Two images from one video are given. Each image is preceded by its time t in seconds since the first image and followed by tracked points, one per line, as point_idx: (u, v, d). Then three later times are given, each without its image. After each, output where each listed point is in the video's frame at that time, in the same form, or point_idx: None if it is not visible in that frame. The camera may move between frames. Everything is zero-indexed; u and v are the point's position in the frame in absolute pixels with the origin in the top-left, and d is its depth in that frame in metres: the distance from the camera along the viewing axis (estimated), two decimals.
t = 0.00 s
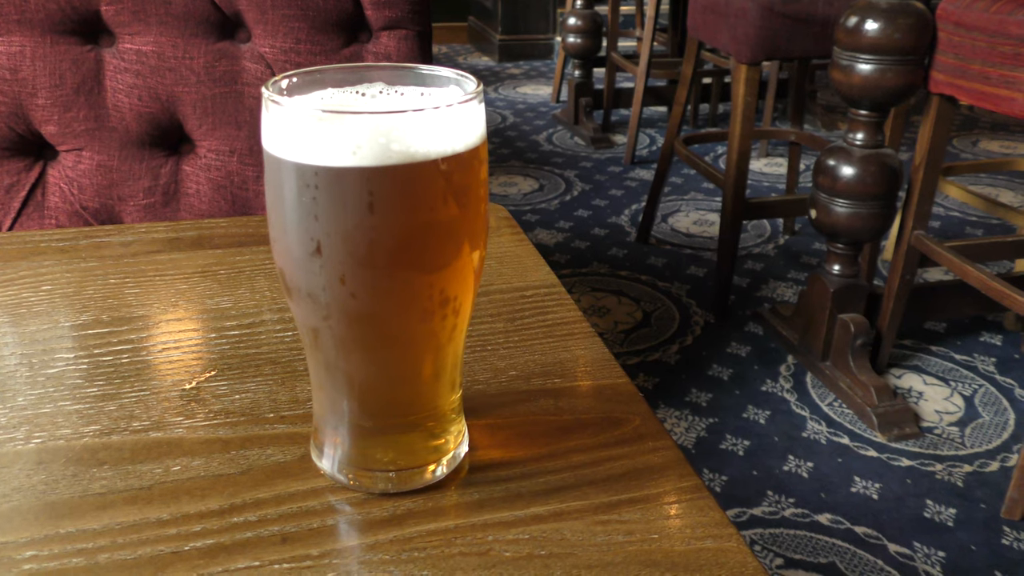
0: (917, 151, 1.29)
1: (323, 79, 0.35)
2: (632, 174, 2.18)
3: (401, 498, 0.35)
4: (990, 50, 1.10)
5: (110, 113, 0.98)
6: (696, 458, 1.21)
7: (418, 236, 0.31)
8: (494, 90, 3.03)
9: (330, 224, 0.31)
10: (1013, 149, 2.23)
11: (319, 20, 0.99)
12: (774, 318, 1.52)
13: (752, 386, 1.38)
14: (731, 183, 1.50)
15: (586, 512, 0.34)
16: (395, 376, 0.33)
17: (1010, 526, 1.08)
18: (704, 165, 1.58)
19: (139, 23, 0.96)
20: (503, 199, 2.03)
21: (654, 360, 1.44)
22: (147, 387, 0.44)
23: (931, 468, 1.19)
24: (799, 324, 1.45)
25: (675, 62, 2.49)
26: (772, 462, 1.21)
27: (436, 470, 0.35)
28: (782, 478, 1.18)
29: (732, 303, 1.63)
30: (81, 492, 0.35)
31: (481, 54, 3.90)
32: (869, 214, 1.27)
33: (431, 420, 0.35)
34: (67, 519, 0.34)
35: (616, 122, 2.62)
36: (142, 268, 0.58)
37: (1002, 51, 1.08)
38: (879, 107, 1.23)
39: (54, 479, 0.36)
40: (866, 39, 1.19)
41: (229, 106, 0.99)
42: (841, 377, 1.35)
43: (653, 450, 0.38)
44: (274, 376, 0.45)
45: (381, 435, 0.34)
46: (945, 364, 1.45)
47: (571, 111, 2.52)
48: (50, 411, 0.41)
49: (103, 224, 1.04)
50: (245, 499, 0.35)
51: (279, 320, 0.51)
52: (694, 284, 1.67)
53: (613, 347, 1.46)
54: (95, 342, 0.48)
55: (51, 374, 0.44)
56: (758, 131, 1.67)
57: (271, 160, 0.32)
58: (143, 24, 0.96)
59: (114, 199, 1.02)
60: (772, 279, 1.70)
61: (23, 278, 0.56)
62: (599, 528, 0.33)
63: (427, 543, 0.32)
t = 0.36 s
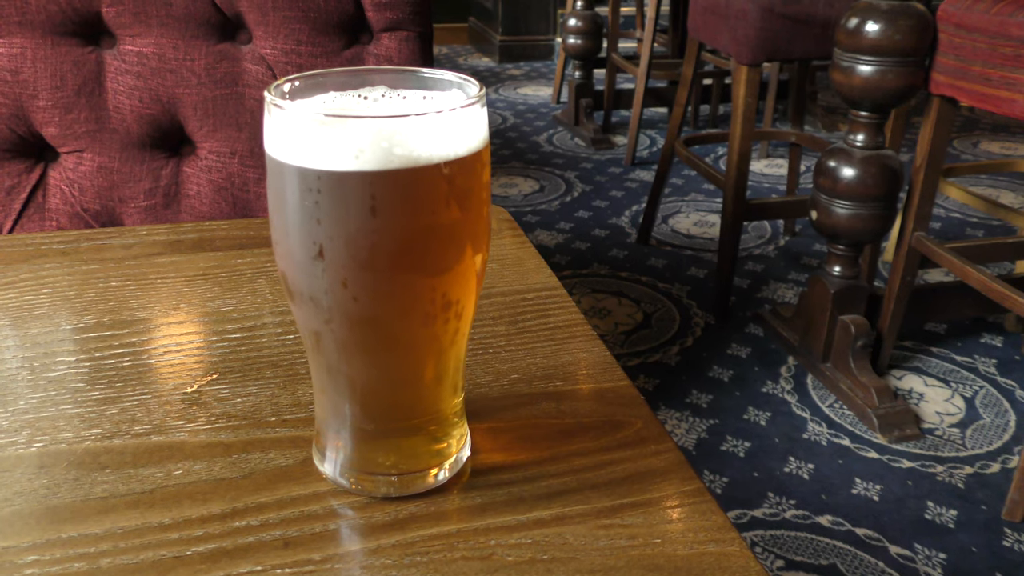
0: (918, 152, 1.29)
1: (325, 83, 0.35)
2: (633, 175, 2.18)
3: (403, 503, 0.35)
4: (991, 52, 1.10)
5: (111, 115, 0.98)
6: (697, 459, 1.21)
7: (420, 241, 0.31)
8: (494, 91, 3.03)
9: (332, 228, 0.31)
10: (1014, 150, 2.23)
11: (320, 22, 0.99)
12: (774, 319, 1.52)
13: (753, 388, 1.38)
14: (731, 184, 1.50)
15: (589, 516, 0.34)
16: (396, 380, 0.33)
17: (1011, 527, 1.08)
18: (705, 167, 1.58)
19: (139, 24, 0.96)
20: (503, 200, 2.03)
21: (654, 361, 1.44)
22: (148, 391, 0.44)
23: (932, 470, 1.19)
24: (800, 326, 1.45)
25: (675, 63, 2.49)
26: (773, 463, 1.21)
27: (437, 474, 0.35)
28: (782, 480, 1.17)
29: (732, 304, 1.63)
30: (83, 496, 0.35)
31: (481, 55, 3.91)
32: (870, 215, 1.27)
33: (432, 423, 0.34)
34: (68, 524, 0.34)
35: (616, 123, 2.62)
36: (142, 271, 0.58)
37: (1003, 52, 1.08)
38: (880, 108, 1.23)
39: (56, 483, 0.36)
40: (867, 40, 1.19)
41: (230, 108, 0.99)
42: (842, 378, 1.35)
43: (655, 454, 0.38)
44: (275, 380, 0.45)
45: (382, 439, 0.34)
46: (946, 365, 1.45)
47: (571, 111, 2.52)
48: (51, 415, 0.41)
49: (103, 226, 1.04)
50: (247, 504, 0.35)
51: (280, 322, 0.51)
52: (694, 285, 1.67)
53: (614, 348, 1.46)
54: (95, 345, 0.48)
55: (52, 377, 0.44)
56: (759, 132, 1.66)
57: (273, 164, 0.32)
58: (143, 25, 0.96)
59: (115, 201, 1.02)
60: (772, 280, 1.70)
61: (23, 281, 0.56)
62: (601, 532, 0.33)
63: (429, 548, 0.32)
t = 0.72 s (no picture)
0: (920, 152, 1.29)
1: (327, 82, 0.35)
2: (634, 174, 2.18)
3: (405, 503, 0.35)
4: (994, 51, 1.10)
5: (112, 114, 0.98)
6: (698, 459, 1.21)
7: (423, 241, 0.31)
8: (495, 90, 3.03)
9: (335, 227, 0.30)
10: (1016, 150, 2.23)
11: (321, 20, 0.98)
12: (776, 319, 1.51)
13: (755, 387, 1.38)
14: (733, 184, 1.49)
15: (592, 517, 0.34)
16: (399, 380, 0.33)
17: (1013, 528, 1.08)
18: (707, 166, 1.58)
19: (141, 24, 0.96)
20: (504, 199, 2.02)
21: (656, 360, 1.44)
22: (150, 390, 0.43)
23: (934, 470, 1.19)
24: (802, 325, 1.45)
25: (677, 62, 2.49)
26: (775, 463, 1.20)
27: (440, 474, 0.35)
28: (784, 480, 1.17)
29: (734, 303, 1.63)
30: (85, 496, 0.35)
31: (482, 54, 3.90)
32: (872, 214, 1.27)
33: (435, 424, 0.34)
34: (70, 524, 0.34)
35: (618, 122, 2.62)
36: (144, 270, 0.58)
37: (1005, 51, 1.08)
38: (882, 108, 1.23)
39: (57, 484, 0.36)
40: (869, 39, 1.19)
41: (231, 107, 0.99)
42: (844, 378, 1.35)
43: (658, 454, 0.37)
44: (278, 380, 0.44)
45: (385, 440, 0.34)
46: (948, 365, 1.45)
47: (573, 111, 2.52)
48: (53, 415, 0.41)
49: (105, 225, 1.04)
50: (249, 504, 0.35)
51: (282, 322, 0.51)
52: (696, 285, 1.67)
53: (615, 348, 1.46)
54: (97, 345, 0.48)
55: (54, 377, 0.44)
56: (761, 131, 1.66)
57: (275, 164, 0.32)
58: (145, 25, 0.96)
59: (116, 200, 1.02)
60: (774, 279, 1.70)
61: (25, 280, 0.56)
62: (604, 533, 0.33)
63: (431, 548, 0.32)
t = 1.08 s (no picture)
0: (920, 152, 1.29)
1: (325, 85, 0.35)
2: (635, 175, 2.18)
3: (404, 505, 0.35)
4: (994, 51, 1.10)
5: (113, 116, 0.98)
6: (699, 459, 1.21)
7: (421, 244, 0.31)
8: (495, 90, 3.03)
9: (333, 230, 0.30)
10: (1016, 149, 2.23)
11: (321, 22, 0.99)
12: (776, 319, 1.51)
13: (755, 387, 1.38)
14: (734, 184, 1.49)
15: (591, 518, 0.34)
16: (397, 383, 0.33)
17: (1014, 527, 1.08)
18: (707, 166, 1.58)
19: (141, 26, 0.96)
20: (505, 200, 2.02)
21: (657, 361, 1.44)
22: (150, 393, 0.44)
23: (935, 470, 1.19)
24: (802, 325, 1.45)
25: (677, 62, 2.49)
26: (776, 463, 1.20)
27: (439, 476, 0.35)
28: (784, 480, 1.17)
29: (734, 303, 1.63)
30: (84, 499, 0.35)
31: (482, 55, 3.91)
32: (872, 214, 1.27)
33: (434, 426, 0.35)
34: (70, 526, 0.34)
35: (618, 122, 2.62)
36: (144, 272, 0.58)
37: (1005, 51, 1.08)
38: (882, 108, 1.23)
39: (57, 486, 0.36)
40: (869, 39, 1.19)
41: (231, 109, 0.99)
42: (845, 378, 1.35)
43: (656, 455, 0.38)
44: (277, 382, 0.45)
45: (384, 442, 0.34)
46: (949, 364, 1.45)
47: (573, 111, 2.52)
48: (52, 417, 0.41)
49: (105, 227, 1.04)
50: (248, 506, 0.35)
51: (282, 324, 0.51)
52: (697, 285, 1.67)
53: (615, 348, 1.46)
54: (97, 347, 0.48)
55: (54, 379, 0.45)
56: (761, 131, 1.66)
57: (273, 167, 0.32)
58: (145, 27, 0.96)
59: (117, 202, 1.02)
60: (775, 279, 1.70)
61: (25, 283, 0.56)
62: (603, 534, 0.33)
63: (430, 550, 0.32)
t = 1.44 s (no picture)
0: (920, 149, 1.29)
1: (324, 83, 0.35)
2: (634, 174, 2.18)
3: (404, 503, 0.35)
4: (993, 48, 1.10)
5: (112, 116, 0.98)
6: (699, 458, 1.21)
7: (421, 242, 0.31)
8: (495, 90, 3.03)
9: (331, 228, 0.30)
10: (1016, 147, 2.22)
11: (320, 21, 0.99)
12: (776, 317, 1.51)
13: (755, 386, 1.38)
14: (733, 182, 1.49)
15: (592, 516, 0.34)
16: (397, 382, 0.33)
17: (1015, 525, 1.08)
18: (707, 164, 1.58)
19: (140, 25, 0.96)
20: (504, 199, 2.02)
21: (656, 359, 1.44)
22: (149, 392, 0.44)
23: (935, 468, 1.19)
24: (802, 323, 1.44)
25: (676, 61, 2.49)
26: (776, 462, 1.20)
27: (438, 475, 0.35)
28: (785, 479, 1.17)
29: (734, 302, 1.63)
30: (84, 498, 0.35)
31: (481, 54, 3.90)
32: (872, 213, 1.27)
33: (433, 424, 0.34)
34: (69, 526, 0.34)
35: (618, 121, 2.62)
36: (143, 272, 0.58)
37: (1006, 48, 1.08)
38: (882, 105, 1.23)
39: (56, 486, 0.36)
40: (869, 38, 1.19)
41: (231, 109, 0.99)
42: (845, 376, 1.35)
43: (657, 453, 0.37)
44: (277, 381, 0.44)
45: (383, 440, 0.34)
46: (949, 362, 1.45)
47: (573, 110, 2.52)
48: (52, 417, 0.41)
49: (105, 227, 1.04)
50: (248, 505, 0.35)
51: (281, 323, 0.51)
52: (697, 283, 1.67)
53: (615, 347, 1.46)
54: (97, 347, 0.48)
55: (53, 379, 0.44)
56: (760, 130, 1.66)
57: (272, 165, 0.32)
58: (144, 27, 0.96)
59: (116, 202, 1.02)
60: (774, 278, 1.70)
61: (24, 283, 0.56)
62: (603, 532, 0.33)
63: (430, 548, 0.32)
